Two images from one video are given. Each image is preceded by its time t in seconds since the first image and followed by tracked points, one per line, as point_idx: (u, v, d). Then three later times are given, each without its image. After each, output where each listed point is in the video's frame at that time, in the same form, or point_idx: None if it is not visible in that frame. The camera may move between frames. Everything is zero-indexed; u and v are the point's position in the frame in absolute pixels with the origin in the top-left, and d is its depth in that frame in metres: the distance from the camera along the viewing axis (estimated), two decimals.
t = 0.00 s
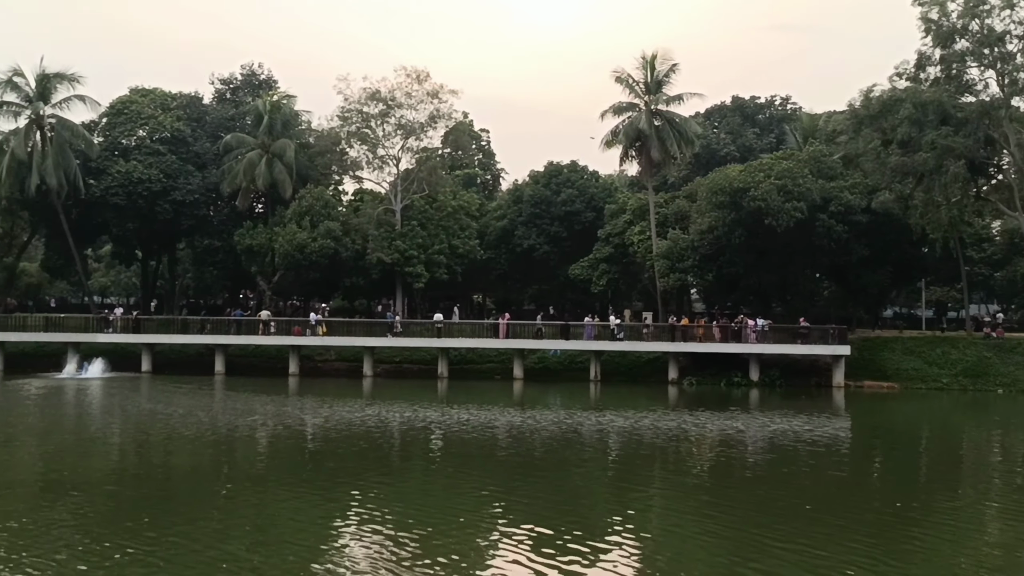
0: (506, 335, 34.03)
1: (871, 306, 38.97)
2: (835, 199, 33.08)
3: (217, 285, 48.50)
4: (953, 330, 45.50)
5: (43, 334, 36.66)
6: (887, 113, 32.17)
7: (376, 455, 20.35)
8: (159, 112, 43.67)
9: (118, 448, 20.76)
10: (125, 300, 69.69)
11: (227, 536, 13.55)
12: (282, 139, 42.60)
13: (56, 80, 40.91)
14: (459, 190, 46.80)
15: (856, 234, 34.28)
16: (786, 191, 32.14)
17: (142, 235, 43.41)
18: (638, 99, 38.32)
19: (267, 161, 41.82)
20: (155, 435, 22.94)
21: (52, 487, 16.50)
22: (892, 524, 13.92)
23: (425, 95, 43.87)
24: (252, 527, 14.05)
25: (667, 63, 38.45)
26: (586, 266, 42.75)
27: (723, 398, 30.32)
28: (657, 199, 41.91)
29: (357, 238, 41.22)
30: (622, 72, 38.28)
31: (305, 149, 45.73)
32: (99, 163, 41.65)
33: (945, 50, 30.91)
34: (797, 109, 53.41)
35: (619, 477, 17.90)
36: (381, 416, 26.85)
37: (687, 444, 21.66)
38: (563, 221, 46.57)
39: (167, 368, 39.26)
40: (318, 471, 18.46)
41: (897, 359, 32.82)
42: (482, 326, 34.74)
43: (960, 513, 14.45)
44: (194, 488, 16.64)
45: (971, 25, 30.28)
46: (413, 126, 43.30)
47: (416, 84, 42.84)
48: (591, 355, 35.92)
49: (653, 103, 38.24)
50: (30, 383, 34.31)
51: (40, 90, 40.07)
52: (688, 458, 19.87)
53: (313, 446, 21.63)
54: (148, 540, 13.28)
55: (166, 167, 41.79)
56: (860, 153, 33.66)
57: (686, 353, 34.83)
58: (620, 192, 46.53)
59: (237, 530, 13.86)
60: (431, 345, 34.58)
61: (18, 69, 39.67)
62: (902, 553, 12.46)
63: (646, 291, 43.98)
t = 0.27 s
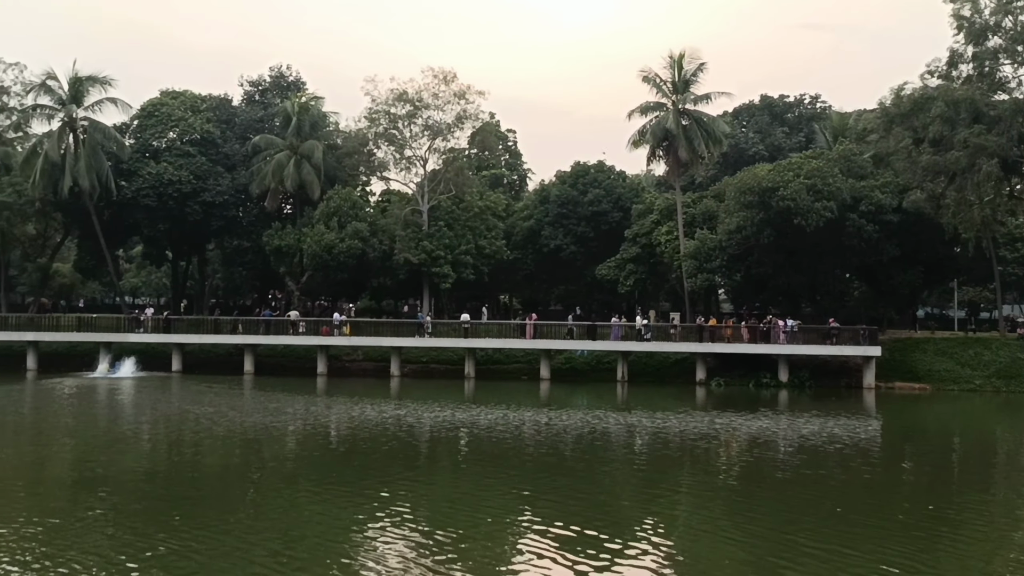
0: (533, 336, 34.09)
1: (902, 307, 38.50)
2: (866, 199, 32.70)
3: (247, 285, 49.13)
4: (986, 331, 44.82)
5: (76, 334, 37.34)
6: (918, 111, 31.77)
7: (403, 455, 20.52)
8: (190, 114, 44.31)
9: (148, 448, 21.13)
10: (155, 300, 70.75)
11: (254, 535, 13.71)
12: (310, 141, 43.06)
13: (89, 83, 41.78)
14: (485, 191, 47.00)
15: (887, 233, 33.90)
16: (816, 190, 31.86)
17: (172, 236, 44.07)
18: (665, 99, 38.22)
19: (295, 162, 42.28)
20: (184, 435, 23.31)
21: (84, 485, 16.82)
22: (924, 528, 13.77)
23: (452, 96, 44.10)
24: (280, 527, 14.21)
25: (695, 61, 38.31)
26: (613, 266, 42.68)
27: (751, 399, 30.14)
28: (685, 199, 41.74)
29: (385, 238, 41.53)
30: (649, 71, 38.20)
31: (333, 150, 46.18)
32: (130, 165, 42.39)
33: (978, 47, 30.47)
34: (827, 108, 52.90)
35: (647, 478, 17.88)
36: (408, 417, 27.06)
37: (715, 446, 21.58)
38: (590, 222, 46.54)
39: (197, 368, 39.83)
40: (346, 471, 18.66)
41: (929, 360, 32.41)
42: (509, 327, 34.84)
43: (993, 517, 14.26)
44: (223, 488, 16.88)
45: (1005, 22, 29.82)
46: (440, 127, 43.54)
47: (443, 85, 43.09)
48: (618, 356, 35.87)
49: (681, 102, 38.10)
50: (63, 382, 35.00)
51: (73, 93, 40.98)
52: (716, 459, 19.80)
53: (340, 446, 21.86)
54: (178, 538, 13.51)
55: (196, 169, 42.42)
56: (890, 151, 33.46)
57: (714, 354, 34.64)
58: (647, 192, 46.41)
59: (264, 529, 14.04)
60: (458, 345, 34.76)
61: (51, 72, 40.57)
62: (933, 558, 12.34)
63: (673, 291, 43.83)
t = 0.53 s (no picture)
0: (560, 333, 34.14)
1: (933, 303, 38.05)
2: (896, 194, 32.33)
3: (275, 283, 49.71)
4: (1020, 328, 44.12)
5: (107, 331, 38.03)
6: (950, 105, 31.34)
7: (431, 452, 20.73)
8: (219, 113, 44.94)
9: (178, 444, 21.53)
10: (185, 297, 71.76)
11: (283, 531, 13.95)
12: (337, 139, 43.45)
13: (119, 83, 42.51)
14: (511, 188, 47.15)
15: (918, 229, 33.53)
16: (845, 186, 31.57)
17: (201, 234, 44.68)
18: (692, 95, 38.07)
19: (322, 160, 42.67)
20: (212, 431, 23.70)
21: (116, 481, 17.21)
22: (954, 528, 13.70)
23: (478, 93, 44.26)
24: (309, 522, 14.44)
25: (722, 56, 38.10)
26: (640, 262, 42.58)
27: (779, 397, 29.98)
28: (712, 195, 41.56)
29: (411, 235, 41.81)
30: (675, 66, 38.06)
31: (360, 148, 46.55)
32: (159, 163, 43.06)
33: (1011, 40, 29.99)
34: (856, 102, 52.29)
35: (674, 475, 17.91)
36: (434, 413, 27.29)
37: (742, 443, 21.54)
38: (616, 218, 46.47)
39: (226, 364, 40.42)
40: (373, 467, 18.89)
41: (961, 357, 32.03)
42: (535, 324, 34.95)
43: None
44: (252, 483, 17.18)
45: None
46: (466, 124, 43.73)
47: (469, 83, 43.27)
48: (645, 353, 35.84)
49: (708, 98, 37.93)
50: (96, 379, 35.68)
51: (103, 92, 41.72)
52: (743, 456, 19.77)
53: (367, 442, 22.11)
54: (209, 532, 13.78)
55: (224, 167, 42.99)
56: (921, 146, 33.07)
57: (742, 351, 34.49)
58: (673, 188, 46.24)
59: (294, 525, 14.27)
60: (484, 342, 34.93)
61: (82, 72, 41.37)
62: (962, 558, 12.27)
63: (700, 288, 43.67)
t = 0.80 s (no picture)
0: (590, 320, 34.20)
1: (970, 288, 37.51)
2: (932, 177, 31.85)
3: (307, 272, 50.33)
4: None
5: (143, 320, 38.81)
6: (987, 87, 30.76)
7: (462, 439, 21.01)
8: (249, 103, 45.52)
9: (213, 431, 22.02)
10: (218, 287, 72.92)
11: (318, 516, 14.25)
12: (366, 127, 43.79)
13: (151, 74, 43.24)
14: (540, 175, 47.21)
15: (955, 213, 33.03)
16: (880, 169, 31.17)
17: (234, 224, 45.34)
18: (723, 79, 37.76)
19: (352, 149, 43.03)
20: (246, 418, 24.19)
21: (154, 467, 17.68)
22: (991, 516, 13.63)
23: (507, 80, 44.30)
24: (342, 509, 14.72)
25: (754, 39, 37.71)
26: (670, 249, 42.44)
27: (813, 383, 29.84)
28: (743, 181, 41.25)
29: (441, 223, 42.09)
30: (706, 51, 37.76)
31: (390, 137, 46.85)
32: (192, 154, 43.74)
33: None
34: (891, 84, 51.44)
35: (706, 462, 17.98)
36: (465, 401, 27.57)
37: (774, 430, 21.54)
38: (646, 205, 46.32)
39: (260, 353, 41.08)
40: (405, 455, 19.18)
41: (998, 343, 31.61)
42: (565, 311, 35.08)
43: None
44: (285, 470, 17.58)
45: None
46: (495, 112, 43.81)
47: (498, 70, 43.31)
48: (676, 340, 35.81)
49: (739, 82, 37.61)
50: (132, 367, 36.49)
51: (136, 84, 42.47)
52: (776, 443, 19.78)
53: (399, 429, 22.43)
54: (245, 518, 14.12)
55: (255, 158, 43.56)
56: (957, 129, 32.68)
57: (774, 338, 34.34)
58: (704, 174, 45.98)
59: (328, 511, 14.57)
60: (515, 329, 35.15)
61: (116, 64, 42.16)
62: (999, 548, 12.22)
63: (731, 274, 43.46)
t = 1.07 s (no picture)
0: (623, 313, 34.24)
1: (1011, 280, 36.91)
2: (970, 167, 31.38)
3: (340, 267, 50.96)
4: None
5: (181, 315, 39.66)
6: None
7: (495, 432, 21.29)
8: (282, 99, 46.19)
9: (248, 424, 22.54)
10: (253, 281, 74.07)
11: (354, 509, 14.61)
12: (398, 122, 44.19)
13: (186, 71, 44.04)
14: (572, 168, 47.31)
15: (994, 203, 32.53)
16: (917, 160, 30.78)
17: (268, 219, 46.07)
18: (757, 69, 37.52)
19: (384, 144, 43.48)
20: (280, 411, 24.70)
21: (192, 459, 18.20)
22: None
23: (538, 74, 44.41)
24: (375, 502, 15.02)
25: (788, 29, 37.39)
26: (703, 241, 42.29)
27: (848, 376, 29.66)
28: (778, 172, 40.96)
29: (473, 217, 42.40)
30: (740, 41, 37.54)
31: (421, 131, 47.22)
32: (226, 150, 44.49)
33: None
34: (929, 73, 50.62)
35: (739, 457, 18.03)
36: (497, 394, 27.84)
37: (809, 423, 21.51)
38: (679, 197, 46.18)
39: (295, 347, 41.76)
40: (438, 448, 19.46)
41: None
42: (597, 304, 35.20)
43: None
44: (320, 463, 17.99)
45: None
46: (526, 105, 43.94)
47: (529, 63, 43.46)
48: (709, 333, 35.74)
49: (773, 72, 37.34)
50: (170, 362, 37.34)
51: (171, 81, 43.30)
52: (811, 437, 19.78)
53: (433, 422, 22.77)
54: (280, 509, 14.49)
55: (289, 153, 44.19)
56: (996, 118, 33.36)
57: (809, 331, 34.14)
58: (738, 165, 45.72)
59: (361, 504, 14.87)
60: (548, 323, 35.35)
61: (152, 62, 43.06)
62: None
63: (765, 267, 43.20)
